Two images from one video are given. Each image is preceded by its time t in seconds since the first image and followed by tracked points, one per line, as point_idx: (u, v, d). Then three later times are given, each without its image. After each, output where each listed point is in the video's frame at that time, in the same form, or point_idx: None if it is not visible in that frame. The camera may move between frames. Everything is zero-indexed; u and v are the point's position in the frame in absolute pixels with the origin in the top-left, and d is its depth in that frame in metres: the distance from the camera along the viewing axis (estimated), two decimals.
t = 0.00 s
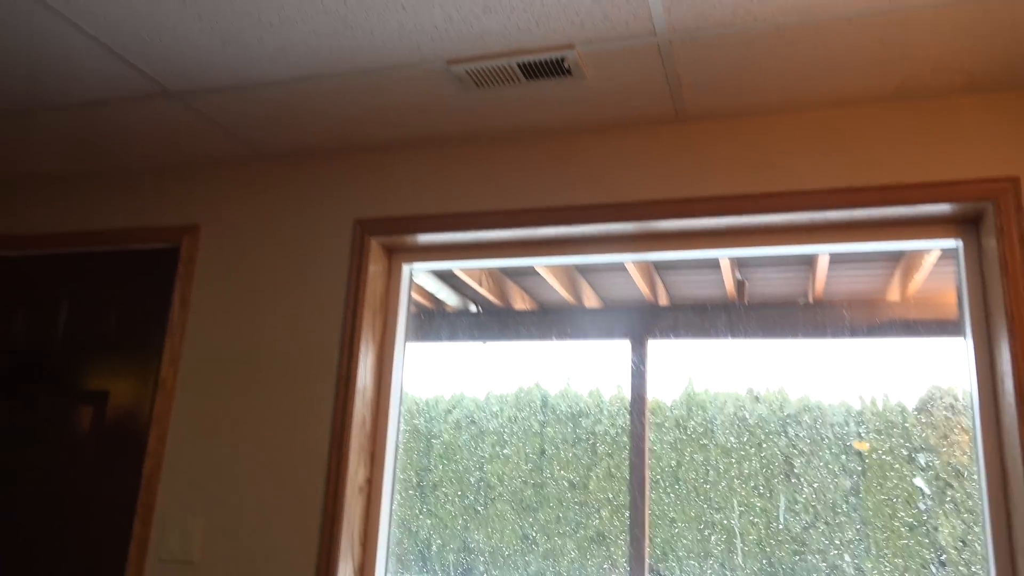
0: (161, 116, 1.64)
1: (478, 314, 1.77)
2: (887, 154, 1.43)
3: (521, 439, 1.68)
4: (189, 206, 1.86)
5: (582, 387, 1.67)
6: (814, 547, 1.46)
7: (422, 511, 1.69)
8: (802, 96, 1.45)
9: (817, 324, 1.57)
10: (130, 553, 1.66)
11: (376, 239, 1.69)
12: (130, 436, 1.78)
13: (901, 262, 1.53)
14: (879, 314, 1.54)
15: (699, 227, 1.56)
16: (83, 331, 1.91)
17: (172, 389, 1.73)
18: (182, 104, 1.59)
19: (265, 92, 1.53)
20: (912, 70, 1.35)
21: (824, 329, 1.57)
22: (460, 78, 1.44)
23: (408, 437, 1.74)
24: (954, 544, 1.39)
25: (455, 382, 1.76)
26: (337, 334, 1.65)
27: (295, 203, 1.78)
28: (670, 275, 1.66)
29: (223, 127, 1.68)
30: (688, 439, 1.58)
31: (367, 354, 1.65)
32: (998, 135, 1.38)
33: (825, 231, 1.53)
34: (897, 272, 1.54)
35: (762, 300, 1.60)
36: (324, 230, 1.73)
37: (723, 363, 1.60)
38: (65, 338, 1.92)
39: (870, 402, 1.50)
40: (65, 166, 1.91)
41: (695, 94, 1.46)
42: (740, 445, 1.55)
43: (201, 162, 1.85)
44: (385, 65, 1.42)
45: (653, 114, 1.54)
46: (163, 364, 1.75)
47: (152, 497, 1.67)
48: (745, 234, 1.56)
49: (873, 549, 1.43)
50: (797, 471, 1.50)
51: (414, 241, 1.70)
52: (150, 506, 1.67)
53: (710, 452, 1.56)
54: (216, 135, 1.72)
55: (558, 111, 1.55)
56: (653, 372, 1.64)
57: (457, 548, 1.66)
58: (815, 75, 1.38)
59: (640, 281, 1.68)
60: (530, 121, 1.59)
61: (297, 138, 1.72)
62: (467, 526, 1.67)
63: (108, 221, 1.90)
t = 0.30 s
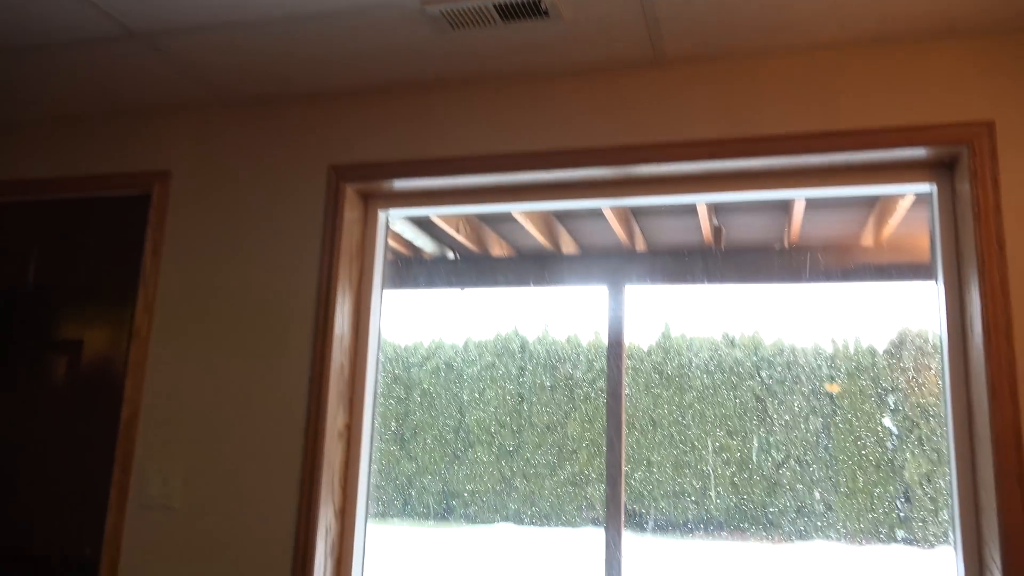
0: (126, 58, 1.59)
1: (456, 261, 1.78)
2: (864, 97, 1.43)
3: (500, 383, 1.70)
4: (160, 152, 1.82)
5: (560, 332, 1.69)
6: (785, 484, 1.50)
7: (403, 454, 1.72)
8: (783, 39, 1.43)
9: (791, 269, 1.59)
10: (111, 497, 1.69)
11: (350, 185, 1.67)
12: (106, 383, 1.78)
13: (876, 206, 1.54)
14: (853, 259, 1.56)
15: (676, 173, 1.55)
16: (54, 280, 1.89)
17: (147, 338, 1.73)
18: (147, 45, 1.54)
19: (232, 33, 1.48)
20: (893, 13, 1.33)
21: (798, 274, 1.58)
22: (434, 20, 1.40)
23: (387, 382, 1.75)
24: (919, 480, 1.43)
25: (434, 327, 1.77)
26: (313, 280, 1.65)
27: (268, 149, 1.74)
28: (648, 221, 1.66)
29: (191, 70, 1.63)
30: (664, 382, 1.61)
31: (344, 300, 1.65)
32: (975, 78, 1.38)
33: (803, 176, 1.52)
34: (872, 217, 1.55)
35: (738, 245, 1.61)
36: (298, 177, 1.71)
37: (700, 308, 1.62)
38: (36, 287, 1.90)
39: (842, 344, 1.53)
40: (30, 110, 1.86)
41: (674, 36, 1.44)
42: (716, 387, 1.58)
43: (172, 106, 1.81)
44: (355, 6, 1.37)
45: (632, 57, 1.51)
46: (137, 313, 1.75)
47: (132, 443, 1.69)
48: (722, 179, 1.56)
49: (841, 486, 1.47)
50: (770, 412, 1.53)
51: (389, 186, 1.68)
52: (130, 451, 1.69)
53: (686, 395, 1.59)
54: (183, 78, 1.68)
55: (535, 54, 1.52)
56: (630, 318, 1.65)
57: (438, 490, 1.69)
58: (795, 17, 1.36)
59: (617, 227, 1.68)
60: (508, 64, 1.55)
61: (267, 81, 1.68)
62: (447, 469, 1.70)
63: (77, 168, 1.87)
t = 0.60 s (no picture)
0: None
1: (432, 209, 1.77)
2: (843, 39, 1.41)
3: (478, 331, 1.71)
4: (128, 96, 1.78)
5: (538, 279, 1.69)
6: (758, 427, 1.53)
7: (382, 403, 1.74)
8: None
9: (767, 215, 1.59)
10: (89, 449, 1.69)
11: (324, 131, 1.65)
12: (79, 334, 1.77)
13: (852, 151, 1.54)
14: (828, 205, 1.56)
15: (654, 118, 1.53)
16: (22, 230, 1.86)
17: (119, 289, 1.73)
18: None
19: None
20: None
21: (775, 221, 1.59)
22: None
23: (364, 330, 1.76)
24: (886, 421, 1.47)
25: (411, 275, 1.76)
26: (286, 229, 1.64)
27: (238, 95, 1.71)
28: (625, 167, 1.65)
29: (155, 12, 1.58)
30: (641, 328, 1.62)
31: (319, 248, 1.66)
32: (954, 20, 1.37)
33: (780, 120, 1.51)
34: (848, 162, 1.55)
35: (714, 191, 1.62)
36: (270, 123, 1.68)
37: (676, 255, 1.62)
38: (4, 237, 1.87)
39: (816, 290, 1.54)
40: None
41: None
42: (691, 331, 1.59)
43: (138, 49, 1.76)
44: None
45: None
46: (107, 263, 1.74)
47: (108, 393, 1.70)
48: (700, 124, 1.55)
49: (813, 428, 1.50)
50: (744, 357, 1.55)
51: (363, 132, 1.66)
52: (106, 401, 1.70)
53: (662, 341, 1.60)
54: (148, 20, 1.63)
55: None
56: (607, 265, 1.66)
57: (417, 437, 1.71)
58: None
59: (595, 173, 1.67)
60: (482, 5, 1.52)
61: (234, 22, 1.63)
62: (426, 417, 1.71)
63: (43, 115, 1.83)
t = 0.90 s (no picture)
0: None
1: (420, 187, 1.77)
2: (831, 13, 1.41)
3: (467, 312, 1.70)
4: (115, 74, 1.78)
5: (526, 258, 1.69)
6: (747, 407, 1.52)
7: (371, 385, 1.73)
8: None
9: (756, 193, 1.58)
10: (77, 433, 1.68)
11: (309, 107, 1.66)
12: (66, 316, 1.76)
13: (840, 128, 1.55)
14: (816, 183, 1.56)
15: (641, 93, 1.54)
16: (8, 212, 1.85)
17: (105, 270, 1.72)
18: None
19: None
20: None
21: (763, 199, 1.58)
22: None
23: (353, 312, 1.76)
24: (874, 399, 1.47)
25: (400, 256, 1.76)
26: (274, 208, 1.64)
27: (226, 74, 1.71)
28: (612, 143, 1.65)
29: None
30: (630, 308, 1.61)
31: (307, 227, 1.66)
32: None
33: (767, 95, 1.52)
34: (835, 139, 1.55)
35: (703, 168, 1.61)
36: (259, 102, 1.68)
37: (665, 234, 1.61)
38: None
39: (804, 267, 1.54)
40: None
41: None
42: (681, 312, 1.58)
43: (127, 26, 1.76)
44: None
45: None
46: (93, 244, 1.73)
47: (95, 375, 1.69)
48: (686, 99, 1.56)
49: (801, 407, 1.50)
50: (733, 336, 1.54)
51: (351, 109, 1.67)
52: (93, 384, 1.68)
53: (651, 321, 1.59)
54: None
55: None
56: (595, 244, 1.65)
57: (406, 420, 1.70)
58: None
59: (583, 150, 1.68)
60: None
61: None
62: (415, 399, 1.71)
63: (31, 95, 1.83)
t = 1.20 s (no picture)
0: None
1: (419, 189, 1.77)
2: (830, 16, 1.41)
3: (467, 315, 1.70)
4: (115, 75, 1.78)
5: (526, 260, 1.69)
6: (746, 409, 1.52)
7: (370, 386, 1.73)
8: None
9: (755, 196, 1.58)
10: (76, 434, 1.67)
11: (309, 109, 1.66)
12: (66, 317, 1.77)
13: (839, 130, 1.55)
14: (816, 185, 1.56)
15: (640, 95, 1.54)
16: (9, 213, 1.85)
17: (104, 271, 1.72)
18: None
19: None
20: None
21: (762, 202, 1.58)
22: None
23: (352, 313, 1.76)
24: (873, 402, 1.47)
25: (399, 258, 1.76)
26: (273, 211, 1.64)
27: (226, 75, 1.71)
28: (611, 145, 1.66)
29: None
30: (630, 310, 1.61)
31: (306, 230, 1.66)
32: None
33: (765, 98, 1.53)
34: (835, 141, 1.55)
35: (703, 171, 1.61)
36: (258, 104, 1.69)
37: (664, 236, 1.61)
38: None
39: (803, 269, 1.54)
40: None
41: None
42: (680, 314, 1.58)
43: (127, 27, 1.76)
44: None
45: None
46: (93, 244, 1.73)
47: (94, 377, 1.69)
48: (684, 102, 1.56)
49: (801, 409, 1.50)
50: (733, 339, 1.54)
51: (350, 111, 1.68)
52: (91, 385, 1.68)
53: (651, 324, 1.59)
54: None
55: None
56: (595, 246, 1.65)
57: (405, 422, 1.70)
58: None
59: (582, 152, 1.68)
60: None
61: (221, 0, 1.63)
62: (414, 401, 1.70)
63: (31, 96, 1.83)
